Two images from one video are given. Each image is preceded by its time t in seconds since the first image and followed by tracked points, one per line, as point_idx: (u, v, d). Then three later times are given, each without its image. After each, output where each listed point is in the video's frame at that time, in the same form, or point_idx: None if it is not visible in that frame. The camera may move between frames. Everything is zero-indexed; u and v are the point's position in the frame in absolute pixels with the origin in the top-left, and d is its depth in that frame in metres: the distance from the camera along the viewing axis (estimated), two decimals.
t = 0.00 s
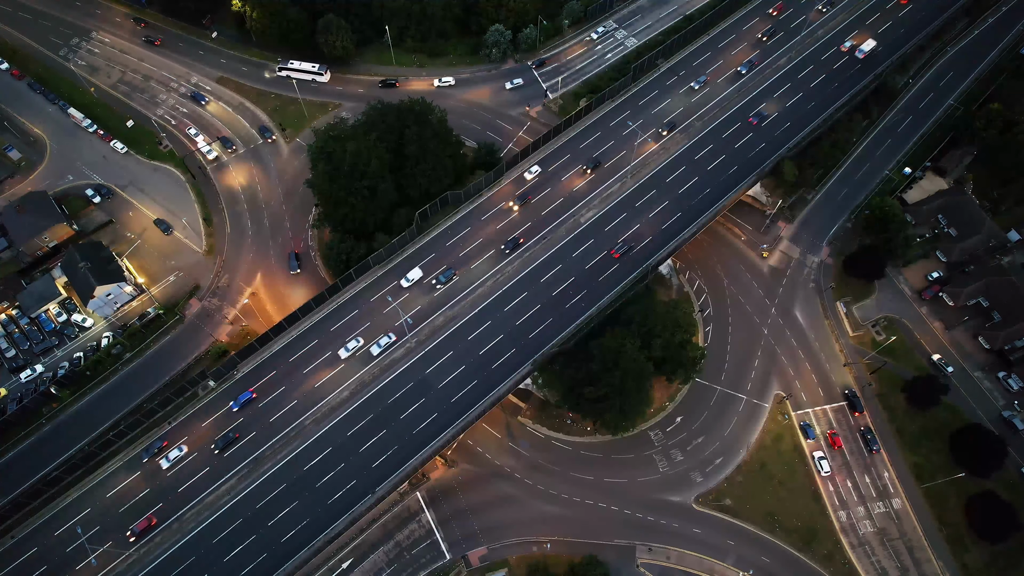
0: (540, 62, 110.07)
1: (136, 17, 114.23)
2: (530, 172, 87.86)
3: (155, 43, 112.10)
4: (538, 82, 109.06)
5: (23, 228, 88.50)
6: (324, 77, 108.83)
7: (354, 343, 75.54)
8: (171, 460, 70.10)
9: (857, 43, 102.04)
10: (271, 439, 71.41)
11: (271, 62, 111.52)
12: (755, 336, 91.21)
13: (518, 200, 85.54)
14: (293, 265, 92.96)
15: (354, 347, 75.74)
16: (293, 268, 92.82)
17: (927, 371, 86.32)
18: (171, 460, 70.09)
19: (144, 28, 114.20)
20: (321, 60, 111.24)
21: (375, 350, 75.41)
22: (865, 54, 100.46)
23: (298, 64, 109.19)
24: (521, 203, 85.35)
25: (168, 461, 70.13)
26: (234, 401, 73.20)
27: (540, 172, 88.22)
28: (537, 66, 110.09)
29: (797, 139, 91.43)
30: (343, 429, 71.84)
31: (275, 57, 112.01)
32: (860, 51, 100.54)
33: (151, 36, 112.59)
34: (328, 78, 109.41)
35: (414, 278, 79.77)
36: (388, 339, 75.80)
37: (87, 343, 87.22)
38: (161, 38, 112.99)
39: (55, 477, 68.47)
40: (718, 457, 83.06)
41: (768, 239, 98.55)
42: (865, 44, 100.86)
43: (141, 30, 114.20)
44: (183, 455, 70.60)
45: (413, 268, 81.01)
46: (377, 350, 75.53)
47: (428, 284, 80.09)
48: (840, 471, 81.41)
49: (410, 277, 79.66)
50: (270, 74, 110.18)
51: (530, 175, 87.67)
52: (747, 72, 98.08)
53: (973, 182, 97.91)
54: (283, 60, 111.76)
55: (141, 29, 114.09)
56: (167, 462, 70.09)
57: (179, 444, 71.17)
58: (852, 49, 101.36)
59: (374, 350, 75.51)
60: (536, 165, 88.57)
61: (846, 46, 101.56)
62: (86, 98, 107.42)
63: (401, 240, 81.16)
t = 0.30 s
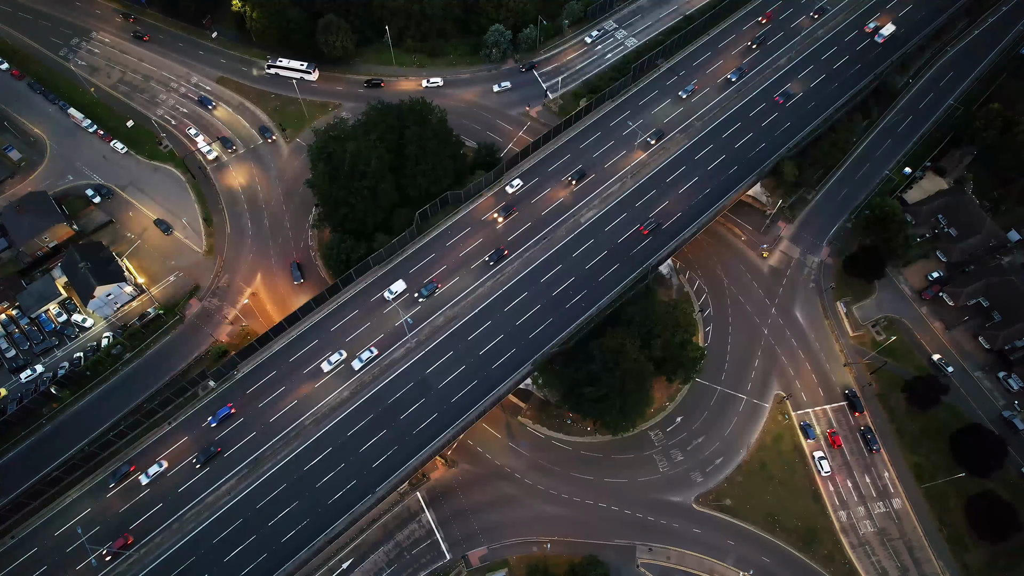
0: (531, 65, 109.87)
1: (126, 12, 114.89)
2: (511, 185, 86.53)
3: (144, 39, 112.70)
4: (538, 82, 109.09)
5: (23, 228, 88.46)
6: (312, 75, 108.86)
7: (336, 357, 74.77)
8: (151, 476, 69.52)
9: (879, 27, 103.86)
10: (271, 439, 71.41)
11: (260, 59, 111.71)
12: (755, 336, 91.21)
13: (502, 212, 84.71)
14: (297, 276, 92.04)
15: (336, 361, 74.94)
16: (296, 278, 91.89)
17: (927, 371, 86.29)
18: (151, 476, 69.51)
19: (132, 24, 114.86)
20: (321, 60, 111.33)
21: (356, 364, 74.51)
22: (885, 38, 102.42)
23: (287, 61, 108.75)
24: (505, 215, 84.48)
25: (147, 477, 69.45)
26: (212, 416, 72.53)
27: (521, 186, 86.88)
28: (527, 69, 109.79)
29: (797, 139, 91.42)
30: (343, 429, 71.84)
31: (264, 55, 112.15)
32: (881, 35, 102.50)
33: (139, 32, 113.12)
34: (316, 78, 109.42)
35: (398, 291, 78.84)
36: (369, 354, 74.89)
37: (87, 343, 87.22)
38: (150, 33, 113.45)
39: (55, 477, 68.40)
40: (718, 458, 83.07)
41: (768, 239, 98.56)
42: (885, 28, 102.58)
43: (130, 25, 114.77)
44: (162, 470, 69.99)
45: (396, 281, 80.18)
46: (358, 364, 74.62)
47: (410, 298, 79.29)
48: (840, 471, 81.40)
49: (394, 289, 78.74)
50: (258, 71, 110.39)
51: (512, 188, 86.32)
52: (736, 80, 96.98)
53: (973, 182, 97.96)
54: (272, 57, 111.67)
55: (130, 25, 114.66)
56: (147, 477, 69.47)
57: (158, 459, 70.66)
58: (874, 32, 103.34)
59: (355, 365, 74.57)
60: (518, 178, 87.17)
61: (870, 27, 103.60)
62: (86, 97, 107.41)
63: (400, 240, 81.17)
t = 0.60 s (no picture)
0: (521, 68, 109.61)
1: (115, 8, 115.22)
2: (493, 200, 85.54)
3: (132, 34, 113.11)
4: (538, 82, 109.09)
5: (23, 228, 88.48)
6: (300, 74, 108.93)
7: (320, 369, 74.12)
8: (130, 492, 68.69)
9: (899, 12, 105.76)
10: (271, 439, 71.40)
11: (250, 56, 111.97)
12: (755, 337, 91.20)
13: (486, 224, 83.79)
14: (301, 285, 91.22)
15: (319, 373, 74.24)
16: (301, 286, 91.03)
17: (927, 371, 86.27)
18: (130, 492, 68.68)
19: (121, 19, 115.22)
20: (322, 60, 111.49)
21: (338, 379, 73.79)
22: (904, 23, 104.29)
23: (275, 59, 109.40)
24: (490, 225, 83.49)
25: (125, 493, 68.68)
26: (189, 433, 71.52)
27: (502, 201, 85.91)
28: (515, 73, 109.42)
29: (797, 139, 91.43)
30: (343, 429, 71.84)
31: (254, 52, 112.48)
32: (899, 20, 104.47)
33: (128, 27, 113.56)
34: (304, 75, 109.54)
35: (381, 303, 78.10)
36: (351, 368, 74.24)
37: (87, 343, 87.21)
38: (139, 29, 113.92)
39: (55, 477, 68.38)
40: (718, 458, 83.05)
41: (768, 239, 98.57)
42: (905, 13, 104.56)
43: (119, 21, 115.15)
44: (141, 486, 69.13)
45: (379, 293, 79.37)
46: (339, 379, 73.89)
47: (393, 310, 78.54)
48: (840, 471, 81.38)
49: (377, 302, 77.99)
50: (248, 69, 110.66)
51: (494, 203, 85.36)
52: (726, 88, 96.08)
53: (973, 181, 97.94)
54: (262, 55, 112.14)
55: (119, 21, 115.03)
56: (126, 493, 68.70)
57: (137, 475, 69.84)
58: (895, 15, 105.60)
59: (336, 380, 73.82)
60: (499, 192, 86.19)
61: (893, 9, 106.00)
62: (86, 98, 107.42)
63: (400, 240, 81.19)
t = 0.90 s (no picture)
0: (509, 71, 109.17)
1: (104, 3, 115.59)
2: (473, 214, 84.64)
3: (120, 29, 113.59)
4: (538, 82, 109.12)
5: (23, 228, 88.49)
6: (287, 71, 108.95)
7: (301, 384, 73.45)
8: (108, 508, 68.30)
9: None
10: (271, 439, 71.40)
11: (240, 53, 112.18)
12: (755, 336, 91.20)
13: (470, 235, 82.95)
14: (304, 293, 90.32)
15: (301, 388, 73.62)
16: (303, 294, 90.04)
17: (927, 371, 86.29)
18: (109, 507, 68.32)
19: (110, 15, 115.59)
20: (322, 60, 111.56)
21: (318, 395, 73.00)
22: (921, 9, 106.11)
23: (263, 56, 109.29)
24: (473, 238, 82.59)
25: (104, 510, 68.29)
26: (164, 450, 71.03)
27: (483, 215, 84.86)
28: (504, 76, 109.11)
29: (797, 139, 91.41)
30: (343, 429, 71.85)
31: (244, 48, 112.74)
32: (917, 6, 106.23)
33: (117, 23, 114.09)
34: (292, 73, 109.58)
35: (363, 316, 77.53)
36: (331, 384, 73.49)
37: (87, 343, 87.22)
38: (127, 24, 114.48)
39: (55, 477, 68.37)
40: (718, 458, 83.06)
41: (768, 239, 98.57)
42: None
43: (107, 16, 115.57)
44: (119, 502, 68.70)
45: (361, 307, 78.75)
46: (319, 395, 73.13)
47: (376, 324, 77.79)
48: (840, 471, 81.38)
49: (359, 315, 77.46)
50: (237, 65, 110.95)
51: (474, 217, 84.39)
52: (715, 96, 95.24)
53: (974, 181, 97.90)
54: (252, 52, 112.29)
55: (108, 16, 115.41)
56: (104, 510, 68.27)
57: (116, 491, 69.44)
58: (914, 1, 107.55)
59: (316, 396, 73.12)
60: (480, 206, 85.33)
61: None
62: (86, 98, 107.44)
63: (400, 241, 81.22)
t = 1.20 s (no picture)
0: (498, 74, 109.06)
1: None
2: (453, 229, 83.53)
3: (109, 25, 114.01)
4: (538, 82, 109.14)
5: (24, 228, 88.51)
6: (275, 69, 109.48)
7: (281, 399, 72.60)
8: (86, 525, 67.69)
9: None
10: (271, 439, 71.40)
11: (229, 49, 112.49)
12: (755, 336, 91.22)
13: (454, 247, 82.12)
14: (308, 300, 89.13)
15: (282, 403, 72.78)
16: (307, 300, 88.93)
17: (927, 371, 86.30)
18: (86, 525, 67.66)
19: (99, 11, 116.00)
20: (322, 60, 111.53)
21: (298, 411, 72.12)
22: None
23: (251, 53, 109.52)
24: (457, 250, 81.81)
25: (81, 527, 67.70)
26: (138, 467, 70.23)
27: (463, 230, 83.73)
28: (493, 79, 109.04)
29: (797, 139, 91.44)
30: (343, 429, 71.83)
31: (233, 44, 113.12)
32: None
33: (106, 18, 114.56)
34: (280, 71, 110.15)
35: (344, 330, 76.61)
36: (311, 399, 72.51)
37: (87, 343, 87.19)
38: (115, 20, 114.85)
39: (55, 477, 68.34)
40: (718, 458, 83.05)
41: (768, 239, 98.59)
42: None
43: (96, 11, 116.01)
44: (97, 519, 68.04)
45: (344, 319, 77.89)
46: (299, 411, 72.20)
47: (358, 337, 77.04)
48: (840, 471, 81.39)
49: (341, 328, 76.57)
50: (226, 61, 111.28)
51: (454, 232, 83.27)
52: (703, 105, 94.39)
53: (973, 181, 97.87)
54: (241, 48, 112.40)
55: (96, 11, 115.90)
56: (82, 527, 67.71)
57: (94, 507, 68.80)
58: None
59: (295, 412, 72.18)
60: (460, 221, 84.15)
61: None
62: (86, 98, 107.46)
63: (400, 241, 81.25)
